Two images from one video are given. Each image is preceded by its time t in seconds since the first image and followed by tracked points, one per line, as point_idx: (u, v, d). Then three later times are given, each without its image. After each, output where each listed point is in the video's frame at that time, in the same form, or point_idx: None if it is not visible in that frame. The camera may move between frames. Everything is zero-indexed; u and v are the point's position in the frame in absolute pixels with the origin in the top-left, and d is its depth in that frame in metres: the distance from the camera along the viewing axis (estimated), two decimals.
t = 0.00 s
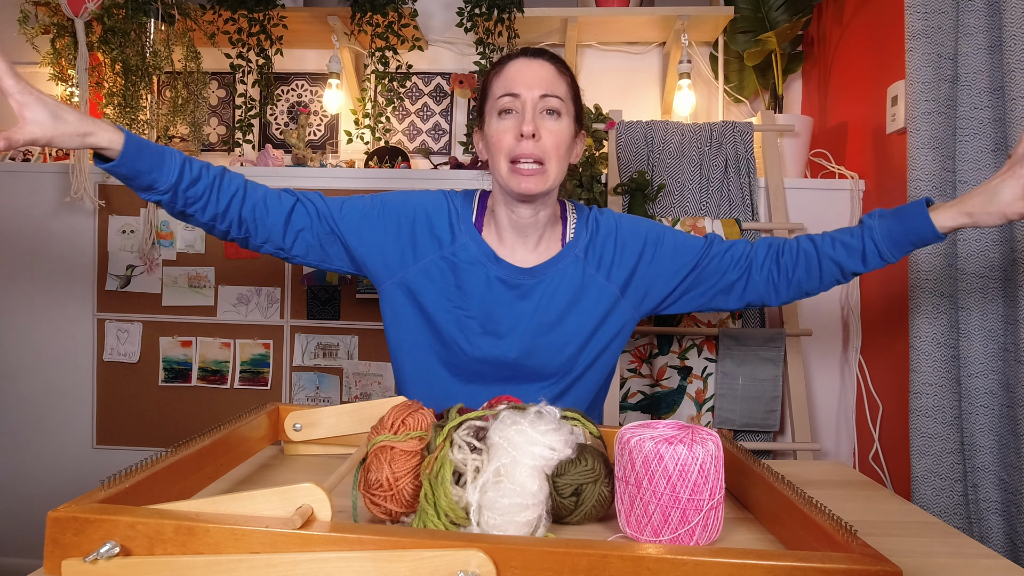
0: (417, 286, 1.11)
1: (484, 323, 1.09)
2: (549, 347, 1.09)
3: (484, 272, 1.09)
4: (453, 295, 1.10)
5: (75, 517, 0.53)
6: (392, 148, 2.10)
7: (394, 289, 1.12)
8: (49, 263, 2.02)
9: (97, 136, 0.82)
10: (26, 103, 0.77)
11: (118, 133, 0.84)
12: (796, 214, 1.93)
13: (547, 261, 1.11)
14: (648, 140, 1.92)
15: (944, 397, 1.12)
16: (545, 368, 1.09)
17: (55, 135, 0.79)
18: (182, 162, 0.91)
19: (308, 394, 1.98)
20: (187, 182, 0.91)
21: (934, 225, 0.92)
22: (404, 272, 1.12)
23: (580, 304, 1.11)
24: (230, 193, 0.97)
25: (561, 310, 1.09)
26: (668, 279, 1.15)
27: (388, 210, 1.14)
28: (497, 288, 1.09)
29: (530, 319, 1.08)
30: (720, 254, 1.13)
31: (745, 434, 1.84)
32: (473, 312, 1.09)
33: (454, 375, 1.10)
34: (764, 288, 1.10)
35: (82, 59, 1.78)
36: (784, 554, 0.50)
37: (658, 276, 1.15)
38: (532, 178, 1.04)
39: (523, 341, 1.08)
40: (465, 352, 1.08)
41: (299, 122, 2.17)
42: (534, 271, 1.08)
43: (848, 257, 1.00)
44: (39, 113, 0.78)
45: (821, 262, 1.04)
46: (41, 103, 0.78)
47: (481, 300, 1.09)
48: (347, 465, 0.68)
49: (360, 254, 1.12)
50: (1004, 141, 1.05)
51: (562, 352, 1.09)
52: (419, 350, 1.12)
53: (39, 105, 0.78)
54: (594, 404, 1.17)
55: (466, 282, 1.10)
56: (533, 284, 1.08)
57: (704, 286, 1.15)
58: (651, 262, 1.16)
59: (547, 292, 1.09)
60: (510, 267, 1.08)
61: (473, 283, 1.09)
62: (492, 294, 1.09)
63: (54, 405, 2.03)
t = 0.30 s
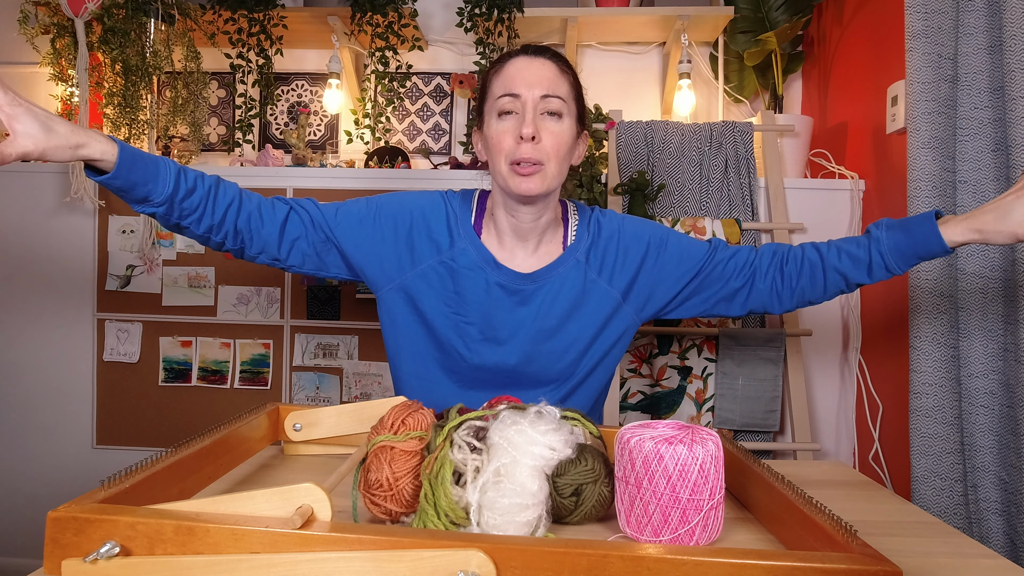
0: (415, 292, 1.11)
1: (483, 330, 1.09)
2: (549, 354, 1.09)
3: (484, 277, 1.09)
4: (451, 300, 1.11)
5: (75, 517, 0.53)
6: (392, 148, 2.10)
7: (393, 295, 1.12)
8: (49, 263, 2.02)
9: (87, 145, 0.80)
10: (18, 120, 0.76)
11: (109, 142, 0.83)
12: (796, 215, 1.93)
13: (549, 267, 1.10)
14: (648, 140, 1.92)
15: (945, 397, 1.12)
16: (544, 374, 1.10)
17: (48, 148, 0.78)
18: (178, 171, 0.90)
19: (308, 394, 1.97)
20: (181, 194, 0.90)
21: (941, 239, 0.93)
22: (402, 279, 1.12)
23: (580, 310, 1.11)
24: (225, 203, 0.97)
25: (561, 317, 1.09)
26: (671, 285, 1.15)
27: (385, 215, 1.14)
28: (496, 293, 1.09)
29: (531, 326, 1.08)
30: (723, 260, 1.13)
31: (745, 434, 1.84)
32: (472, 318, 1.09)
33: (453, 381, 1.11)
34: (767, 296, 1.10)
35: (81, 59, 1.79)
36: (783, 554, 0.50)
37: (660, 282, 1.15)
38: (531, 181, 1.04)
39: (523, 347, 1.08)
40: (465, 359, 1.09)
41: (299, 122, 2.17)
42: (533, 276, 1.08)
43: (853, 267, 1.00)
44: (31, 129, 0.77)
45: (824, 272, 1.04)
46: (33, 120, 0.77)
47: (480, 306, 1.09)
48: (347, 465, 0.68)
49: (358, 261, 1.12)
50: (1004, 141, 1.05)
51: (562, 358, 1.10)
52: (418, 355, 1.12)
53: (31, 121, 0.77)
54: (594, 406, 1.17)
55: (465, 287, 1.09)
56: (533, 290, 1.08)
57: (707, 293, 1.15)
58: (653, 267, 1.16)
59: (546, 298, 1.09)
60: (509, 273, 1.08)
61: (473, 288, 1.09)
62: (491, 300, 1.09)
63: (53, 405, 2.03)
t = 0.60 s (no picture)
0: (413, 293, 1.11)
1: (482, 331, 1.09)
2: (548, 355, 1.09)
3: (482, 278, 1.09)
4: (449, 302, 1.11)
5: (75, 517, 0.53)
6: (392, 148, 2.10)
7: (391, 297, 1.12)
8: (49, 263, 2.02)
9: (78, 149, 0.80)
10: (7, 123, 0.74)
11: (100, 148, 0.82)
12: (796, 214, 1.93)
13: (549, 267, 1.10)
14: (648, 140, 1.92)
15: (945, 396, 1.12)
16: (544, 375, 1.10)
17: (38, 154, 0.76)
18: (171, 175, 0.90)
19: (308, 394, 1.97)
20: (173, 195, 0.90)
21: (939, 233, 0.92)
22: (401, 280, 1.12)
23: (579, 310, 1.11)
24: (221, 206, 0.97)
25: (560, 317, 1.09)
26: (670, 283, 1.15)
27: (381, 217, 1.13)
28: (495, 294, 1.08)
29: (530, 327, 1.08)
30: (722, 258, 1.13)
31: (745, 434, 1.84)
32: (471, 320, 1.09)
33: (453, 383, 1.11)
34: (766, 293, 1.10)
35: (82, 59, 1.78)
36: (783, 554, 0.50)
37: (659, 281, 1.16)
38: (526, 178, 1.03)
39: (522, 348, 1.08)
40: (463, 361, 1.09)
41: (299, 122, 2.17)
42: (532, 277, 1.08)
43: (851, 263, 1.00)
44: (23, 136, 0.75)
45: (823, 268, 1.04)
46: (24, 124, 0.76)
47: (479, 308, 1.09)
48: (347, 465, 0.68)
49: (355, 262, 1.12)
50: (1004, 141, 1.05)
51: (562, 358, 1.10)
52: (417, 358, 1.12)
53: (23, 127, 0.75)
54: (594, 405, 1.18)
55: (464, 289, 1.09)
56: (532, 290, 1.08)
57: (708, 290, 1.15)
58: (651, 266, 1.16)
59: (545, 299, 1.09)
60: (508, 274, 1.07)
61: (471, 290, 1.09)
62: (490, 301, 1.09)
63: (53, 405, 2.03)
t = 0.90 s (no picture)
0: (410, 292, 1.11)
1: (480, 329, 1.09)
2: (546, 351, 1.10)
3: (480, 276, 1.09)
4: (447, 300, 1.11)
5: (75, 517, 0.53)
6: (392, 149, 2.10)
7: (388, 296, 1.13)
8: (49, 263, 2.02)
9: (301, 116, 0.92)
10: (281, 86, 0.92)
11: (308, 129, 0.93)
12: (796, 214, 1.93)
13: (543, 263, 1.11)
14: (648, 140, 1.91)
15: (944, 396, 1.12)
16: (542, 371, 1.10)
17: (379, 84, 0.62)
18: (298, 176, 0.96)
19: (308, 394, 1.98)
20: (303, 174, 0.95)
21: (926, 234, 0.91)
22: (400, 279, 1.12)
23: (576, 307, 1.11)
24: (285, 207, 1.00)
25: (558, 314, 1.09)
26: (663, 279, 1.16)
27: (379, 216, 1.13)
28: (492, 292, 1.09)
29: (528, 324, 1.08)
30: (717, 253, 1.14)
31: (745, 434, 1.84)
32: (469, 318, 1.09)
33: (451, 381, 1.11)
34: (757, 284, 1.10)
35: (82, 59, 1.79)
36: (784, 555, 0.50)
37: (655, 278, 1.16)
38: (529, 185, 1.04)
39: (520, 345, 1.08)
40: (462, 358, 1.09)
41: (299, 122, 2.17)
42: (529, 274, 1.08)
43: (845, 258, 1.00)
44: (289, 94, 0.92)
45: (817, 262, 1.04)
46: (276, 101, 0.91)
47: (476, 305, 1.09)
48: (347, 465, 0.68)
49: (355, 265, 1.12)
50: (1004, 141, 1.05)
51: (560, 355, 1.10)
52: (416, 356, 1.12)
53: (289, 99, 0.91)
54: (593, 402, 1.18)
55: (462, 287, 1.09)
56: (529, 287, 1.08)
57: (696, 284, 1.15)
58: (648, 263, 1.16)
59: (542, 296, 1.09)
60: (505, 271, 1.08)
61: (469, 287, 1.09)
62: (488, 299, 1.09)
63: (53, 405, 2.03)
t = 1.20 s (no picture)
0: (409, 293, 1.12)
1: (478, 328, 1.09)
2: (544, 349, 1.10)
3: (477, 276, 1.10)
4: (445, 300, 1.11)
5: (75, 516, 0.53)
6: (392, 149, 2.10)
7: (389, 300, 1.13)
8: (48, 263, 2.02)
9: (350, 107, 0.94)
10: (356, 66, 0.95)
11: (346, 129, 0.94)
12: (796, 214, 1.93)
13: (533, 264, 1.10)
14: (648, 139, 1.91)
15: (944, 397, 1.12)
16: (541, 369, 1.10)
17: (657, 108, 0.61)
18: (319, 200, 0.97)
19: (308, 394, 1.97)
20: (332, 191, 0.97)
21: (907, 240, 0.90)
22: (399, 283, 1.13)
23: (573, 305, 1.12)
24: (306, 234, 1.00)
25: (555, 311, 1.10)
26: (655, 284, 1.16)
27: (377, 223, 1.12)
28: (489, 290, 1.09)
29: (525, 321, 1.09)
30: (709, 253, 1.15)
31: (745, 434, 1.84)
32: (467, 317, 1.09)
33: (450, 381, 1.10)
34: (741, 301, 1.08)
35: (82, 60, 1.79)
36: (784, 555, 0.50)
37: (650, 276, 1.16)
38: (522, 188, 1.04)
39: (518, 343, 1.08)
40: (461, 357, 1.09)
41: (299, 122, 2.17)
42: (524, 272, 1.08)
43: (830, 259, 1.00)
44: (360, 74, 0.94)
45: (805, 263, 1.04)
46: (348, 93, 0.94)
47: (474, 304, 1.09)
48: (347, 465, 0.68)
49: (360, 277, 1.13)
50: (1004, 141, 1.05)
51: (557, 353, 1.11)
52: (415, 357, 1.12)
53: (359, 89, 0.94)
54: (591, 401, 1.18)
55: (460, 287, 1.10)
56: (525, 285, 1.09)
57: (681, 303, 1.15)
58: (643, 261, 1.17)
59: (538, 293, 1.09)
60: (501, 269, 1.08)
61: (467, 286, 1.10)
62: (485, 298, 1.09)
63: (53, 405, 2.03)
